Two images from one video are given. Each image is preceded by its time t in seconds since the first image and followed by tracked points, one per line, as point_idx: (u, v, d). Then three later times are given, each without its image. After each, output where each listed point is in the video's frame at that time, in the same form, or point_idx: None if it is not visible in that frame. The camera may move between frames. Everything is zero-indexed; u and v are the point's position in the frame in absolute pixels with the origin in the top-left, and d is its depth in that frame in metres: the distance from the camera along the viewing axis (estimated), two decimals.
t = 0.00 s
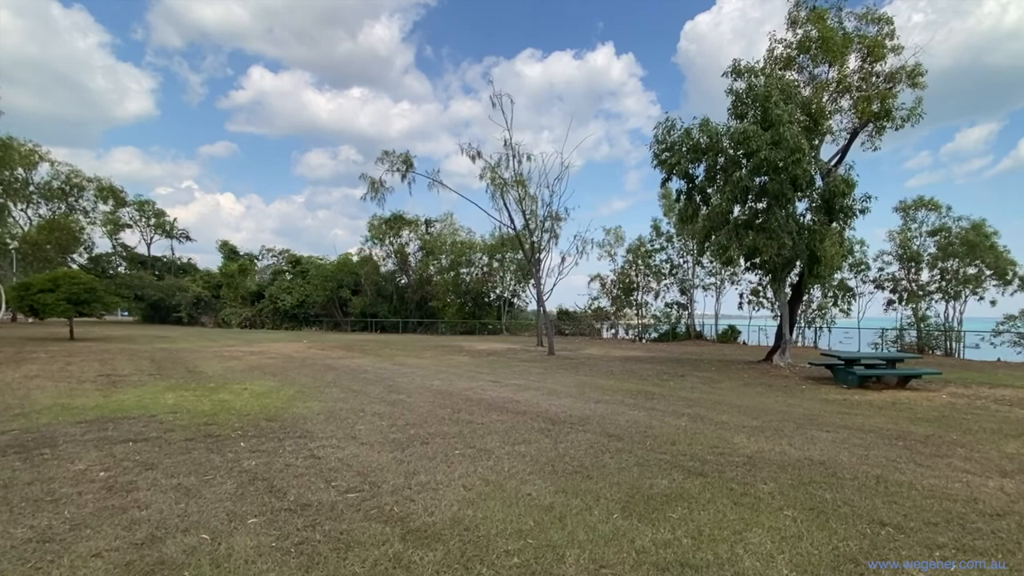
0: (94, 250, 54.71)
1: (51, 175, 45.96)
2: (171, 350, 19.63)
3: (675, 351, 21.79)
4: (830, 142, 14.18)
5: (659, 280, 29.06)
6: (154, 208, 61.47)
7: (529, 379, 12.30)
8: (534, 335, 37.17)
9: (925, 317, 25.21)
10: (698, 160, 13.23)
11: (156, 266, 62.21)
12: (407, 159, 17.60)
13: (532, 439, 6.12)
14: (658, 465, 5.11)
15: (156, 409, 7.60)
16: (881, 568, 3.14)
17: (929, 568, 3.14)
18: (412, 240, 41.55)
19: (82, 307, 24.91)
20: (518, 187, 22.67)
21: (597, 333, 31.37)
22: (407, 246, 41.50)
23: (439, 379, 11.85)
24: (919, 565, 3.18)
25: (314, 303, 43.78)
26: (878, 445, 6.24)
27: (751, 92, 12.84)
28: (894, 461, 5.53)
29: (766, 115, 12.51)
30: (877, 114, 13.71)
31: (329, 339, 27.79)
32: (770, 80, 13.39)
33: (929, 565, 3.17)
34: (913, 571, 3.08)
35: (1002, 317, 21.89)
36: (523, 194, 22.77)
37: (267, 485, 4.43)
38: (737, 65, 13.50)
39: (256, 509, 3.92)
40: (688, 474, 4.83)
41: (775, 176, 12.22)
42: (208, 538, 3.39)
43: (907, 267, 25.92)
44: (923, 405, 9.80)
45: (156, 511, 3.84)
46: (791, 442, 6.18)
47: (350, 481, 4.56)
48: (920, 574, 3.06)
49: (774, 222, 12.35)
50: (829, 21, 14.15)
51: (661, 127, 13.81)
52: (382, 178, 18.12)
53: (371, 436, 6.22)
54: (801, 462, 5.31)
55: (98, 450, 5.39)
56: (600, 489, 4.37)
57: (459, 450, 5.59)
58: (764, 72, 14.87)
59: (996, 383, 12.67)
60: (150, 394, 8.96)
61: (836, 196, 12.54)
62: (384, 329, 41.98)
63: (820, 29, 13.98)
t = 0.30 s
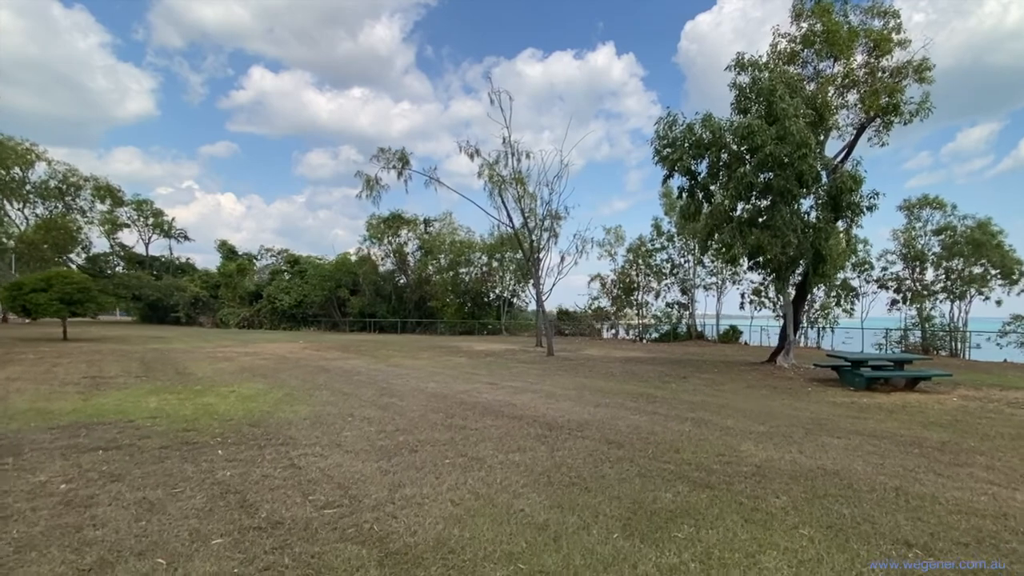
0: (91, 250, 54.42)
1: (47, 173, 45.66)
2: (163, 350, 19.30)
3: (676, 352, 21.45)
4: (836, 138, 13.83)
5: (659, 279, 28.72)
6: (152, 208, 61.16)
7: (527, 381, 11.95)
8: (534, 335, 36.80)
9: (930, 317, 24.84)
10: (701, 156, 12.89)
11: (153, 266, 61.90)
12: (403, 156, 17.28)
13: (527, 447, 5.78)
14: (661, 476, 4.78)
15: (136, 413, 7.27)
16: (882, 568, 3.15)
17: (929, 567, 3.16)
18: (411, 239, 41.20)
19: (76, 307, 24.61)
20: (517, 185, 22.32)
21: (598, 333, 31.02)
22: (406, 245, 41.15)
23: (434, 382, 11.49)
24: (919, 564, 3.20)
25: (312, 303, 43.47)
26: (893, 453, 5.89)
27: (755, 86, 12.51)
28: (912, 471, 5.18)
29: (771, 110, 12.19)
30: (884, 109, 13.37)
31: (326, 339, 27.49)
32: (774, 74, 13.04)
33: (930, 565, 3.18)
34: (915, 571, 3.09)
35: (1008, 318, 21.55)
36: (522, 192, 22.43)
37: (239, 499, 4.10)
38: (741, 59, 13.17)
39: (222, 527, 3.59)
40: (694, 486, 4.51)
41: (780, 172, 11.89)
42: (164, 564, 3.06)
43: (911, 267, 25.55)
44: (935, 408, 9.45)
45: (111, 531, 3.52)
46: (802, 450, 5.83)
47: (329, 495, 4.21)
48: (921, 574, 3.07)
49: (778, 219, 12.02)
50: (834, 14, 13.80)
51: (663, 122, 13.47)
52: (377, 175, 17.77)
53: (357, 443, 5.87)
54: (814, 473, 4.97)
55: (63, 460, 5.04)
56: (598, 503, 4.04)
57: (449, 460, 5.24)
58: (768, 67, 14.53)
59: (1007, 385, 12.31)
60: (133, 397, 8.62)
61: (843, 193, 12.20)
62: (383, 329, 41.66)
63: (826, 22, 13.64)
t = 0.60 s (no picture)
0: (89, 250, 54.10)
1: (44, 173, 45.40)
2: (155, 351, 18.97)
3: (678, 353, 21.09)
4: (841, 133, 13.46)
5: (660, 279, 28.37)
6: (151, 207, 60.84)
7: (524, 383, 11.62)
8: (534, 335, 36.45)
9: (934, 317, 24.49)
10: (703, 152, 12.54)
11: (152, 266, 61.63)
12: (399, 153, 16.95)
13: (520, 455, 5.44)
14: (663, 488, 4.44)
15: (112, 418, 6.93)
16: (883, 569, 3.17)
17: (930, 567, 3.19)
18: (409, 239, 40.84)
19: (70, 307, 24.30)
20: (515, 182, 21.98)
21: (598, 333, 30.69)
22: (405, 245, 40.81)
23: (429, 384, 11.15)
24: (920, 564, 3.22)
25: (310, 303, 43.17)
26: (908, 462, 5.55)
27: (759, 80, 12.17)
28: (931, 482, 4.84)
29: (775, 104, 11.86)
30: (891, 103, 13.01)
31: (323, 340, 27.17)
32: (779, 67, 12.69)
33: (929, 566, 3.21)
34: (916, 571, 3.11)
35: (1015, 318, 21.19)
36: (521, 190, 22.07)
37: (203, 516, 3.76)
38: (744, 52, 12.83)
39: (180, 549, 3.26)
40: (698, 500, 4.19)
41: (785, 168, 11.55)
42: None
43: (915, 266, 25.19)
44: (946, 412, 9.11)
45: (57, 554, 3.19)
46: (812, 459, 5.49)
47: (302, 511, 3.87)
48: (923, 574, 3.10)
49: (783, 216, 11.68)
50: (839, 6, 13.43)
51: (664, 117, 13.13)
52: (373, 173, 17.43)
53: (339, 451, 5.54)
54: (826, 485, 4.63)
55: (23, 470, 4.72)
56: (595, 521, 3.72)
57: (435, 470, 4.90)
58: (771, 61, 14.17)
59: (1018, 387, 11.96)
60: (113, 400, 8.30)
61: (849, 189, 11.85)
62: (382, 329, 41.34)
63: (830, 15, 13.28)
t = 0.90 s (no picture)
0: (86, 250, 53.79)
1: (41, 172, 45.08)
2: (147, 351, 18.67)
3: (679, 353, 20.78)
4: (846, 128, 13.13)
5: (660, 279, 28.06)
6: (149, 207, 60.55)
7: (521, 384, 11.33)
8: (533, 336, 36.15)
9: (939, 317, 24.14)
10: (704, 148, 12.23)
11: (149, 265, 61.33)
12: (394, 150, 16.65)
13: (512, 464, 5.13)
14: (662, 501, 4.13)
15: (86, 422, 6.63)
16: (882, 568, 3.18)
17: (929, 567, 3.20)
18: (408, 238, 40.52)
19: (63, 307, 24.02)
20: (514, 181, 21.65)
21: (598, 333, 30.38)
22: (403, 244, 40.48)
23: (423, 386, 10.84)
24: (919, 564, 3.23)
25: (308, 303, 42.89)
26: (922, 470, 5.24)
27: (762, 73, 11.86)
28: (949, 494, 4.53)
29: (778, 98, 11.55)
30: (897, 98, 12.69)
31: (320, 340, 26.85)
32: (782, 61, 12.37)
33: (929, 565, 3.22)
34: (914, 571, 3.12)
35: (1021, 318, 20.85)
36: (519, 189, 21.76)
37: (162, 535, 3.45)
38: (746, 45, 12.51)
39: (129, 574, 2.96)
40: (700, 515, 3.88)
41: (789, 163, 11.22)
42: None
43: (919, 266, 24.88)
44: (956, 415, 8.81)
45: None
46: (820, 467, 5.19)
47: (270, 528, 3.56)
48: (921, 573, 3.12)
49: (786, 214, 11.36)
50: None
51: (664, 112, 12.81)
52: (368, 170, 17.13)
53: (320, 459, 5.24)
54: (838, 497, 4.33)
55: None
56: (589, 540, 3.41)
57: (418, 481, 4.59)
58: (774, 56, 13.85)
59: None
60: (92, 403, 8.00)
61: (855, 185, 11.54)
62: (380, 329, 41.07)
63: (835, 8, 12.95)
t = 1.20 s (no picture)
0: (84, 249, 53.46)
1: (37, 171, 44.73)
2: (138, 351, 18.34)
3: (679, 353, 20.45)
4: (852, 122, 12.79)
5: (661, 278, 27.69)
6: (147, 206, 60.19)
7: (518, 386, 11.00)
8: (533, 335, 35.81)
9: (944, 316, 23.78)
10: (707, 143, 11.89)
11: (148, 265, 61.04)
12: (389, 146, 16.30)
13: (502, 473, 4.78)
14: (662, 516, 3.78)
15: (56, 427, 6.29)
16: (885, 568, 3.13)
17: (929, 567, 3.14)
18: (406, 237, 40.15)
19: (55, 307, 23.71)
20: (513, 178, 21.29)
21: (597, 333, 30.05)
22: (402, 243, 40.11)
23: (416, 388, 10.50)
24: (920, 564, 3.17)
25: (306, 302, 42.61)
26: (940, 479, 4.90)
27: (766, 65, 11.50)
28: (974, 507, 4.18)
29: (782, 90, 11.20)
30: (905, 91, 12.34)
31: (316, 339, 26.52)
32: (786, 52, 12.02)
33: (929, 566, 3.16)
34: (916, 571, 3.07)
35: None
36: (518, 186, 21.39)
37: (110, 556, 3.12)
38: (749, 36, 12.17)
39: None
40: (706, 532, 3.54)
41: (794, 157, 10.89)
42: None
43: (924, 265, 24.51)
44: (968, 418, 8.48)
45: None
46: (833, 476, 4.84)
47: (228, 548, 3.22)
48: (921, 572, 3.08)
49: (791, 209, 11.02)
50: None
51: (665, 106, 12.46)
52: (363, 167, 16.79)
53: (297, 467, 4.90)
54: (854, 510, 3.98)
55: None
56: (583, 562, 3.08)
57: (399, 492, 4.24)
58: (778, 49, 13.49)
59: None
60: (68, 406, 7.68)
61: (862, 179, 11.19)
62: (379, 329, 40.77)
63: None
